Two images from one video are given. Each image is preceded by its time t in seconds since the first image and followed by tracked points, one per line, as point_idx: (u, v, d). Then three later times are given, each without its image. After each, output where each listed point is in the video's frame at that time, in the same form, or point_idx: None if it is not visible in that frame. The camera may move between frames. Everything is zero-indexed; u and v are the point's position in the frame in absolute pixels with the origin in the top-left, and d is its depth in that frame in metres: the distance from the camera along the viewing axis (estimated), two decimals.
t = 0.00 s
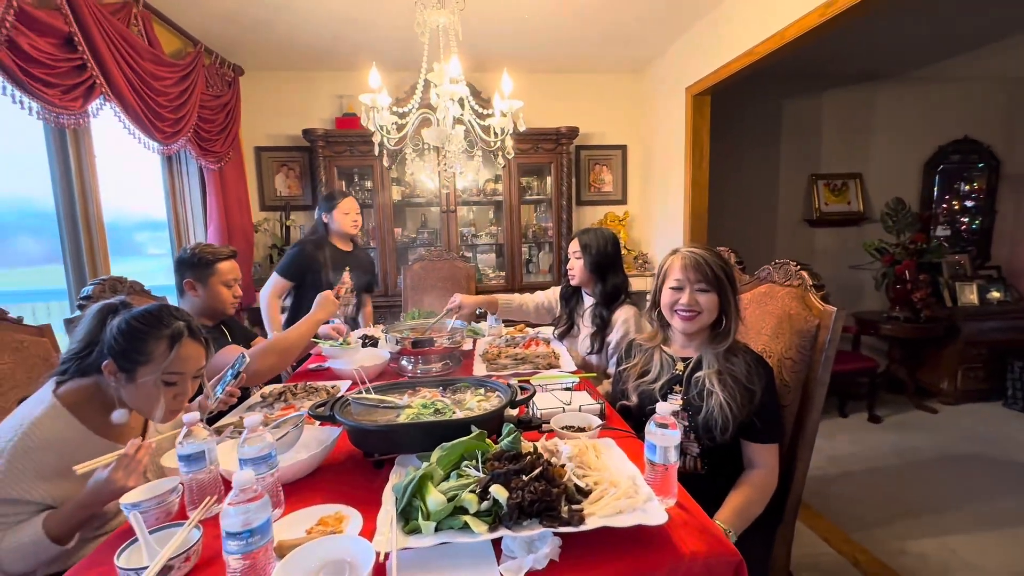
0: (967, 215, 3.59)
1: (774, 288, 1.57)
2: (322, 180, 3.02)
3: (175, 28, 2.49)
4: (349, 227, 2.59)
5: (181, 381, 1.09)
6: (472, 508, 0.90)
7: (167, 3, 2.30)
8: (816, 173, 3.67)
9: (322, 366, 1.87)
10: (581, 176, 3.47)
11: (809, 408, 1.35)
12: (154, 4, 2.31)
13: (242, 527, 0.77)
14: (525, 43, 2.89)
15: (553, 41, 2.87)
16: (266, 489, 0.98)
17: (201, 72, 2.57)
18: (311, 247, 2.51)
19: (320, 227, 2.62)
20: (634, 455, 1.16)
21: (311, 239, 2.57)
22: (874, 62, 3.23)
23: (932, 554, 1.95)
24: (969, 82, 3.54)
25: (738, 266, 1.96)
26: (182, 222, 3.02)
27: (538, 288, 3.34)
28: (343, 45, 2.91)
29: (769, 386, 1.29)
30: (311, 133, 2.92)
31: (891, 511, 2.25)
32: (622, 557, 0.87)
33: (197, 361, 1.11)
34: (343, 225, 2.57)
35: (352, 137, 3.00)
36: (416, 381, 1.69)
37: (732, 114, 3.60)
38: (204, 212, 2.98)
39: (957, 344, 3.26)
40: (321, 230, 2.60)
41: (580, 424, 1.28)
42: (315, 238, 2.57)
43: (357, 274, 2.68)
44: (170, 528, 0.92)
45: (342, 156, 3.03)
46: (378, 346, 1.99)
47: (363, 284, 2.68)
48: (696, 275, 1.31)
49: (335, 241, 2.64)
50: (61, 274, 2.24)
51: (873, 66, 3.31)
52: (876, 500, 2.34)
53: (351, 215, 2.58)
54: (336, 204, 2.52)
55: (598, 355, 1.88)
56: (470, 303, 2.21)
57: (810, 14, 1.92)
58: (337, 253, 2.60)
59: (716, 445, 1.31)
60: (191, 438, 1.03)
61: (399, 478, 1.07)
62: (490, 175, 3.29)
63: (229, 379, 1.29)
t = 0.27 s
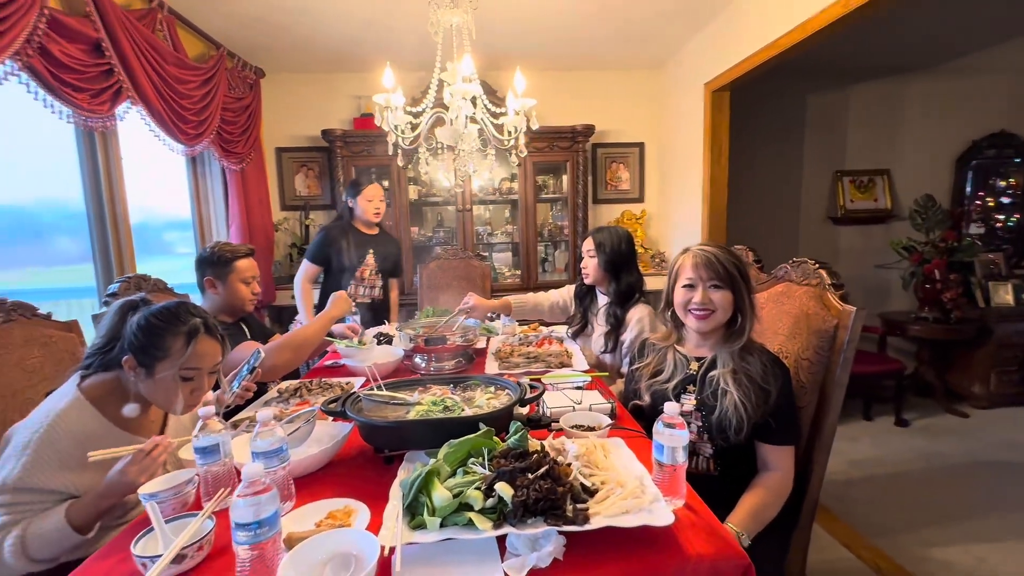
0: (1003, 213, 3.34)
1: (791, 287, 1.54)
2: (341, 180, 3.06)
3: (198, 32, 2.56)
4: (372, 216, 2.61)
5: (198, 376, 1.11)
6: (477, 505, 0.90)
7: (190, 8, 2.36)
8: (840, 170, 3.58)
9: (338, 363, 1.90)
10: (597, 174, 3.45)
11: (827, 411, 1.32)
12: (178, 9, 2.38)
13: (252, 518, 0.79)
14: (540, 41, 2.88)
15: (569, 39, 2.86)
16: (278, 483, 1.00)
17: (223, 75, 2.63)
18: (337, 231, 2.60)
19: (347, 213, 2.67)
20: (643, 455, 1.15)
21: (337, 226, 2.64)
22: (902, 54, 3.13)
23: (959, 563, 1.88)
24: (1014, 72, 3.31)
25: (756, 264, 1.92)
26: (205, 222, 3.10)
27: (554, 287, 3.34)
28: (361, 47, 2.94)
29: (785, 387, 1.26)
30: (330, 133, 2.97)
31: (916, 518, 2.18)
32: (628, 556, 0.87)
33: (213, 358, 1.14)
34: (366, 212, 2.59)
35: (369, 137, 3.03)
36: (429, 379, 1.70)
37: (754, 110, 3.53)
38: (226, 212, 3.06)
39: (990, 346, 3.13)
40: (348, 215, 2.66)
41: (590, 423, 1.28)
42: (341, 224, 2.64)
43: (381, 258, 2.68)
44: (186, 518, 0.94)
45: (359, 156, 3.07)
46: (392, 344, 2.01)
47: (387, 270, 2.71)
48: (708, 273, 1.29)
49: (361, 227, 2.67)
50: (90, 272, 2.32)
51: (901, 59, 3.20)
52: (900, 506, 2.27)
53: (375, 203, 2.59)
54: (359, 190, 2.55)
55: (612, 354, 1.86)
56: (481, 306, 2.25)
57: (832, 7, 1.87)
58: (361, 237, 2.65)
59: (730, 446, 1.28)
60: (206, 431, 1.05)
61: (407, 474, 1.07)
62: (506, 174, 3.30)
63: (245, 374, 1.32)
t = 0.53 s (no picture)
0: None
1: (804, 286, 1.51)
2: (356, 180, 3.10)
3: (218, 36, 2.62)
4: (391, 215, 2.62)
5: (210, 368, 1.15)
6: (477, 501, 0.91)
7: (210, 13, 2.42)
8: (863, 166, 3.53)
9: (350, 360, 1.93)
10: (612, 173, 3.44)
11: (839, 412, 1.29)
12: (198, 15, 2.44)
13: (256, 510, 0.81)
14: (554, 39, 2.88)
15: (582, 36, 2.85)
16: (285, 475, 1.02)
17: (242, 78, 2.69)
18: (353, 227, 2.65)
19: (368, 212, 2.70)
20: (647, 455, 1.14)
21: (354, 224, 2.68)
22: (928, 46, 3.04)
23: (981, 571, 1.83)
24: None
25: (771, 263, 1.89)
26: (225, 222, 3.18)
27: (567, 286, 3.33)
28: (376, 48, 2.98)
29: (795, 386, 1.23)
30: (345, 134, 3.01)
31: (938, 523, 2.12)
32: (625, 554, 0.86)
33: (224, 350, 1.17)
34: (386, 211, 2.61)
35: (384, 138, 3.07)
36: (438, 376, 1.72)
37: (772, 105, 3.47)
38: (246, 212, 3.13)
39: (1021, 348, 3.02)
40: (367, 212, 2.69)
41: (595, 422, 1.28)
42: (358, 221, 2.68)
43: (398, 253, 2.72)
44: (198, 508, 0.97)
45: (375, 156, 3.11)
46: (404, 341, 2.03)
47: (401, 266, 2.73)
48: (711, 272, 1.28)
49: (379, 225, 2.70)
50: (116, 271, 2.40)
51: (927, 50, 3.11)
52: (921, 511, 2.21)
53: (394, 202, 2.60)
54: (380, 189, 2.57)
55: (622, 353, 1.84)
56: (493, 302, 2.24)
57: None
58: (378, 234, 2.67)
59: (738, 445, 1.26)
60: (217, 424, 1.09)
61: (411, 469, 1.09)
62: (520, 173, 3.30)
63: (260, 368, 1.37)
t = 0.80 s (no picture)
0: None
1: (815, 286, 1.48)
2: (370, 181, 3.14)
3: (234, 41, 2.68)
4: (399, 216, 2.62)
5: (216, 354, 1.18)
6: (474, 501, 0.92)
7: (226, 18, 2.48)
8: (886, 162, 3.44)
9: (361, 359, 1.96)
10: (625, 171, 3.42)
11: (849, 415, 1.26)
12: (214, 20, 2.49)
13: (257, 506, 0.82)
14: (565, 37, 2.87)
15: (594, 34, 2.83)
16: (289, 472, 1.04)
17: (258, 82, 2.74)
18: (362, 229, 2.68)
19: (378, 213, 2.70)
20: (650, 457, 1.13)
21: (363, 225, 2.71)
22: (953, 37, 2.94)
23: None
24: None
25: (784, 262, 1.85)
26: (243, 223, 3.25)
27: (579, 285, 3.32)
28: (389, 50, 3.01)
29: (802, 387, 1.21)
30: (359, 136, 3.05)
31: (961, 531, 2.05)
32: (622, 557, 0.86)
33: (228, 336, 1.20)
34: (394, 212, 2.63)
35: (397, 139, 3.10)
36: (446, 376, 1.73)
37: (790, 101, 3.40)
38: (262, 213, 3.19)
39: None
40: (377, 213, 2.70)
41: (599, 422, 1.28)
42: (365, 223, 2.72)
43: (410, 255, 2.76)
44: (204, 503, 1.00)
45: (388, 157, 3.15)
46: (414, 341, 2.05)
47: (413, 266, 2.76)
48: (713, 273, 1.25)
49: (385, 226, 2.71)
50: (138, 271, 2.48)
51: (952, 42, 3.01)
52: (944, 518, 2.15)
53: (401, 202, 2.60)
54: (387, 189, 2.58)
55: (631, 354, 1.83)
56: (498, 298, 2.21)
57: None
58: (385, 234, 2.70)
59: (744, 447, 1.24)
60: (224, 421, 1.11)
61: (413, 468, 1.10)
62: (532, 172, 3.30)
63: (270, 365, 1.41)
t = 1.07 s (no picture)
0: None
1: (825, 286, 1.45)
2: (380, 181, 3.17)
3: (246, 44, 2.72)
4: (398, 215, 2.62)
5: (212, 334, 1.20)
6: (473, 500, 0.92)
7: (238, 22, 2.52)
8: (904, 158, 3.38)
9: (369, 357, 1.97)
10: (635, 170, 3.40)
11: (857, 417, 1.24)
12: (226, 23, 2.53)
13: (258, 503, 0.84)
14: (574, 35, 2.86)
15: (603, 32, 2.82)
16: (292, 470, 1.06)
17: (270, 84, 2.78)
18: (362, 232, 2.69)
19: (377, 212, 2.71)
20: (652, 458, 1.13)
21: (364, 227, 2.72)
22: (974, 30, 2.86)
23: None
24: None
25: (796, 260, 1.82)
26: (255, 223, 3.30)
27: (588, 284, 3.31)
28: (398, 50, 3.03)
29: (807, 388, 1.20)
30: (369, 136, 3.08)
31: (980, 536, 2.01)
32: (619, 559, 0.86)
33: (222, 316, 1.22)
34: (393, 212, 2.62)
35: (407, 139, 3.12)
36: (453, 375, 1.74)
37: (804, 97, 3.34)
38: (275, 214, 3.24)
39: None
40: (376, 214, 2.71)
41: (603, 422, 1.28)
42: (367, 227, 2.72)
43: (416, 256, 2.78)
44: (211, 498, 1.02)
45: (398, 156, 3.17)
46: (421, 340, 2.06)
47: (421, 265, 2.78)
48: (716, 273, 1.24)
49: (386, 226, 2.72)
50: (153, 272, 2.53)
51: (973, 34, 2.93)
52: (962, 522, 2.10)
53: (399, 202, 2.60)
54: (386, 190, 2.58)
55: (637, 354, 1.81)
56: (505, 296, 2.20)
57: None
58: (388, 236, 2.72)
59: (748, 448, 1.24)
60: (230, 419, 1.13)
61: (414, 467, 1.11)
62: (542, 171, 3.30)
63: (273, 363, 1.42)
